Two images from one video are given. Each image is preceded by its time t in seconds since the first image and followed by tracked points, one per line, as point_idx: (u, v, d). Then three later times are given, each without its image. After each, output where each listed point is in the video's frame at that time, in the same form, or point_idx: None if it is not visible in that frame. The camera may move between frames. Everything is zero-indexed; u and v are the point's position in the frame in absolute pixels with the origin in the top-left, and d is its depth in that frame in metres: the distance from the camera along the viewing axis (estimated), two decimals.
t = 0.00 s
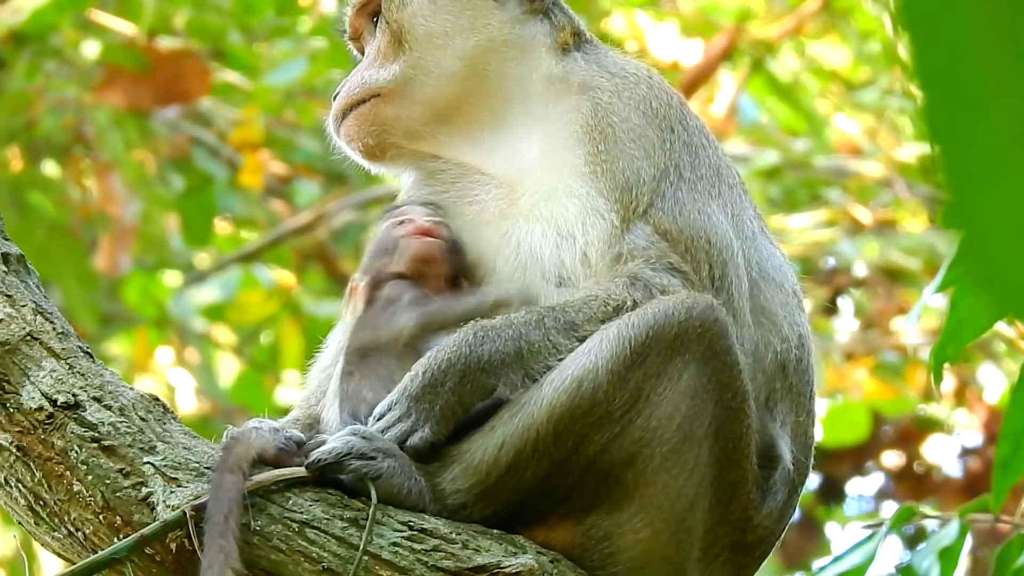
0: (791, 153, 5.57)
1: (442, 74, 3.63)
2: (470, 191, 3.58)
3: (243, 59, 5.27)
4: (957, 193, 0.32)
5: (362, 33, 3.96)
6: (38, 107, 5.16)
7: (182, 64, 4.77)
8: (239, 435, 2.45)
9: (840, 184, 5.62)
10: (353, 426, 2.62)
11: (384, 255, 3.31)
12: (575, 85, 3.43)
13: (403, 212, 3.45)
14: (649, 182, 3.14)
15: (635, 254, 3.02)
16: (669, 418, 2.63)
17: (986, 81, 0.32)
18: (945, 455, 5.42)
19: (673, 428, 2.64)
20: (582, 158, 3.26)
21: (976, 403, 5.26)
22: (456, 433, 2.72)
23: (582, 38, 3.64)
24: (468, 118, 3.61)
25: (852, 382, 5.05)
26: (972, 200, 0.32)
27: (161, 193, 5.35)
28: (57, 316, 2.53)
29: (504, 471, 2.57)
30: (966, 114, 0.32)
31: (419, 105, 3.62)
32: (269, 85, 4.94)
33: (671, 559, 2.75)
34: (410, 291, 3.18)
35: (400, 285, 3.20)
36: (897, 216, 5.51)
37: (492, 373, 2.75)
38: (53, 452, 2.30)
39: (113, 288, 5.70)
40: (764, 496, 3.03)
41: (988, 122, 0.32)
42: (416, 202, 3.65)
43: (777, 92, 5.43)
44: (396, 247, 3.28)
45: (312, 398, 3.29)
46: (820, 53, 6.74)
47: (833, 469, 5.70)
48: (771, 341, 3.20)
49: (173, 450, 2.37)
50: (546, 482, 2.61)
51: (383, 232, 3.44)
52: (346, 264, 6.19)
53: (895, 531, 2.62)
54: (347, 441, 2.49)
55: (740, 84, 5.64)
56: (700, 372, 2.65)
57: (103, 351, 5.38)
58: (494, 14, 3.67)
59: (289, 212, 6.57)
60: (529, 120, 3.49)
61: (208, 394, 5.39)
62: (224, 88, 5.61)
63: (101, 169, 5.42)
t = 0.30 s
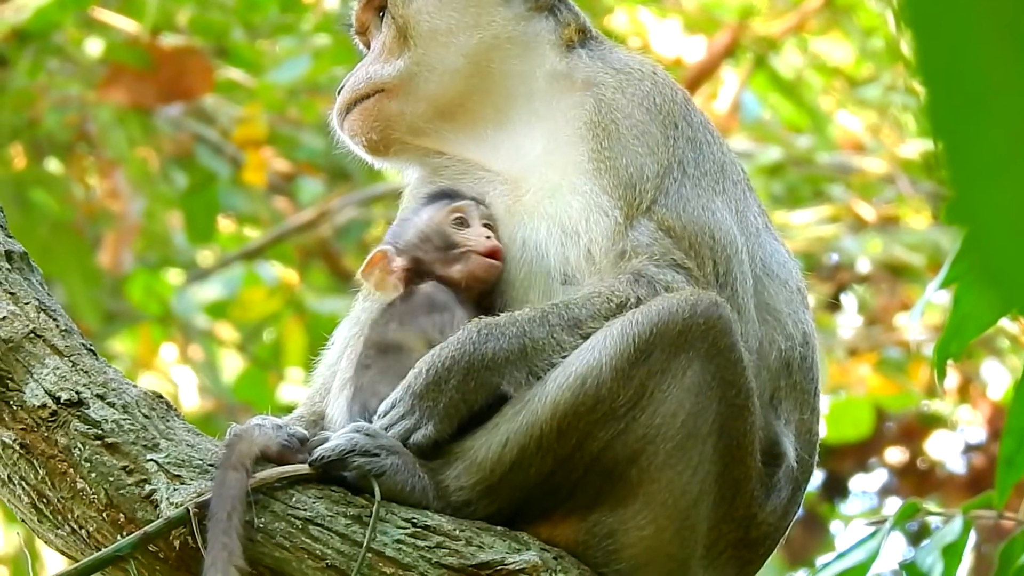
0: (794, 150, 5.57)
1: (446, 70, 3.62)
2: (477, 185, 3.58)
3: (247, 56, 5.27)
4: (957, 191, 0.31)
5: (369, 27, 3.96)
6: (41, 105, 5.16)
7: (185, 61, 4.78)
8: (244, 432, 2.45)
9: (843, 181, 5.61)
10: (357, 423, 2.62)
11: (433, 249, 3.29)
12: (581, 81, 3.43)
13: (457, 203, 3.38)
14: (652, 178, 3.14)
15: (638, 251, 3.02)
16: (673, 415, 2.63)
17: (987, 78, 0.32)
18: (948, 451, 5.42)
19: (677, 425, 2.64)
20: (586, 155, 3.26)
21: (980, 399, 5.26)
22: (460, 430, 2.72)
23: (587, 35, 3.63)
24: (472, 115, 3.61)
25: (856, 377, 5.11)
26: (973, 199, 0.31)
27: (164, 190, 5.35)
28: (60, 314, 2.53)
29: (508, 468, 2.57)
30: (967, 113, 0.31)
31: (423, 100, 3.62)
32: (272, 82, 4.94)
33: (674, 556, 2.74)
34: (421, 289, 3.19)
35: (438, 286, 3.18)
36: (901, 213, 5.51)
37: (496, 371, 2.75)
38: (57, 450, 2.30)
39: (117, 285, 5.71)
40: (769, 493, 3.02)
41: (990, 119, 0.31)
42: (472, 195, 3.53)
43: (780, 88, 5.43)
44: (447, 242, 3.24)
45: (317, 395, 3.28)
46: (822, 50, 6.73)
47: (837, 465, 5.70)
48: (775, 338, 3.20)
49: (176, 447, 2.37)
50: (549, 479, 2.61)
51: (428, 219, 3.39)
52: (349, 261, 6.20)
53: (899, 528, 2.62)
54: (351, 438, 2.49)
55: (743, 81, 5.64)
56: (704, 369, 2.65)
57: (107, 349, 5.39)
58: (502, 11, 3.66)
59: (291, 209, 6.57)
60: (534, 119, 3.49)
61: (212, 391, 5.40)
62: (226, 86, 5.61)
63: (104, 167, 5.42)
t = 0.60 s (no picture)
0: (797, 147, 5.57)
1: (454, 66, 3.62)
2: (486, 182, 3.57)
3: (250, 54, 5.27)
4: (958, 189, 0.29)
5: (379, 21, 3.94)
6: (44, 103, 5.15)
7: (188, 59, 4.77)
8: (249, 430, 2.45)
9: (846, 178, 5.62)
10: (362, 420, 2.62)
11: (451, 243, 3.27)
12: (588, 79, 3.43)
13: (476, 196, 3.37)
14: (658, 177, 3.14)
15: (643, 249, 3.02)
16: (677, 414, 2.63)
17: (989, 67, 0.29)
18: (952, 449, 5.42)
19: (681, 423, 2.63)
20: (591, 154, 3.26)
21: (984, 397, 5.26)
22: (465, 429, 2.72)
23: (599, 32, 3.62)
24: (479, 111, 3.61)
25: (858, 374, 5.11)
26: (974, 201, 0.29)
27: (167, 188, 5.35)
28: (64, 312, 2.53)
29: (512, 466, 2.56)
30: (967, 108, 0.29)
31: (432, 96, 3.62)
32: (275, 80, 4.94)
33: (678, 554, 2.75)
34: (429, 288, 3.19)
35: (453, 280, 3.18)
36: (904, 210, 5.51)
37: (501, 370, 2.75)
38: (60, 449, 2.30)
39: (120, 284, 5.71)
40: (773, 492, 3.02)
41: (994, 114, 0.29)
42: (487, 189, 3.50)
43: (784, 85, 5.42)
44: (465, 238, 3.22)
45: (321, 394, 3.28)
46: (826, 47, 6.73)
47: (840, 462, 5.70)
48: (781, 337, 3.19)
49: (180, 445, 2.36)
50: (553, 477, 2.61)
51: (445, 213, 3.38)
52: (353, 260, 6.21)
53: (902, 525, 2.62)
54: (354, 436, 2.49)
55: (745, 79, 5.63)
56: (709, 367, 2.65)
57: (110, 347, 5.39)
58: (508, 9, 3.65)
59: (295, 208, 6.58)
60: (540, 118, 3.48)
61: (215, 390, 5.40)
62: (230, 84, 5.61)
63: (107, 165, 5.42)
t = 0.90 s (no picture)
0: (800, 145, 5.56)
1: (456, 64, 3.61)
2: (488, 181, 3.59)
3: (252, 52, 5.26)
4: (965, 186, 0.28)
5: (381, 18, 3.94)
6: (46, 101, 5.15)
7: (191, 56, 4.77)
8: (252, 428, 2.45)
9: (849, 175, 5.61)
10: (365, 419, 2.62)
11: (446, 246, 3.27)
12: (590, 77, 3.43)
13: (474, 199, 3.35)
14: (660, 175, 3.13)
15: (646, 247, 3.02)
16: (680, 413, 2.63)
17: (993, 61, 0.28)
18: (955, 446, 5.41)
19: (684, 422, 2.63)
20: (594, 153, 3.26)
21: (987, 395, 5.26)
22: (468, 427, 2.72)
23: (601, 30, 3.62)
24: (480, 109, 3.61)
25: (861, 371, 5.08)
26: (982, 198, 0.28)
27: (170, 186, 5.34)
28: (67, 311, 2.53)
29: (515, 464, 2.56)
30: (973, 105, 0.28)
31: (435, 93, 3.62)
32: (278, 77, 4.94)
33: (681, 552, 2.74)
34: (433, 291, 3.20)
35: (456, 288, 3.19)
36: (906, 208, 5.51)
37: (504, 368, 2.75)
38: (63, 447, 2.31)
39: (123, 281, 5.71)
40: (776, 490, 3.02)
41: (1000, 110, 0.28)
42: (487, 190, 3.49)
43: (787, 82, 5.42)
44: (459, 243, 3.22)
45: (324, 393, 3.28)
46: (828, 45, 6.72)
47: (843, 460, 5.70)
48: (784, 335, 3.19)
49: (183, 444, 2.37)
50: (556, 475, 2.60)
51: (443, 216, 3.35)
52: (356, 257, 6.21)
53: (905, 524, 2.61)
54: (358, 435, 2.49)
55: (748, 76, 5.62)
56: (712, 366, 2.65)
57: (113, 345, 5.40)
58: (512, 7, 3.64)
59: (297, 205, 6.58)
60: (543, 117, 3.48)
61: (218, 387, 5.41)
62: (232, 81, 5.60)
63: (110, 163, 5.42)
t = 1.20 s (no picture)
0: (803, 146, 5.56)
1: (459, 66, 3.61)
2: (489, 185, 3.59)
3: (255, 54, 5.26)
4: (967, 188, 0.28)
5: (384, 21, 3.93)
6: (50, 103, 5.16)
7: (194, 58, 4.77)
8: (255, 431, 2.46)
9: (852, 176, 5.61)
10: (368, 421, 2.62)
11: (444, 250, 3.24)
12: (592, 79, 3.43)
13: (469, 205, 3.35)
14: (662, 177, 3.13)
15: (649, 249, 3.02)
16: (683, 414, 2.62)
17: (995, 58, 0.28)
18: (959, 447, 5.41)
19: (688, 423, 2.63)
20: (596, 155, 3.25)
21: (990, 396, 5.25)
22: (472, 429, 2.72)
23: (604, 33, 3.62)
24: (483, 113, 3.61)
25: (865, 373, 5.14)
26: (983, 202, 0.28)
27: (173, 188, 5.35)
28: (71, 312, 2.53)
29: (519, 466, 2.56)
30: (975, 108, 0.28)
31: (436, 96, 3.61)
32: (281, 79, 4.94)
33: (686, 553, 2.74)
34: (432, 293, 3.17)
35: (447, 289, 3.14)
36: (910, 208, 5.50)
37: (508, 370, 2.75)
38: (67, 449, 2.30)
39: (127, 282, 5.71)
40: (780, 491, 3.01)
41: (1002, 113, 0.28)
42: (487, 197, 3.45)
43: (790, 83, 5.41)
44: (453, 250, 3.20)
45: (327, 395, 3.28)
46: (832, 46, 6.71)
47: (847, 461, 5.70)
48: (787, 336, 3.19)
49: (187, 446, 2.37)
50: (560, 476, 2.60)
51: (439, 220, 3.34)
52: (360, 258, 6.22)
53: (908, 524, 2.60)
54: (361, 436, 2.49)
55: (751, 77, 5.62)
56: (715, 367, 2.64)
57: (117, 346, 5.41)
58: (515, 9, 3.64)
59: (301, 206, 6.59)
60: (546, 119, 3.48)
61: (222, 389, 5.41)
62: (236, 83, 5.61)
63: (113, 165, 5.42)
